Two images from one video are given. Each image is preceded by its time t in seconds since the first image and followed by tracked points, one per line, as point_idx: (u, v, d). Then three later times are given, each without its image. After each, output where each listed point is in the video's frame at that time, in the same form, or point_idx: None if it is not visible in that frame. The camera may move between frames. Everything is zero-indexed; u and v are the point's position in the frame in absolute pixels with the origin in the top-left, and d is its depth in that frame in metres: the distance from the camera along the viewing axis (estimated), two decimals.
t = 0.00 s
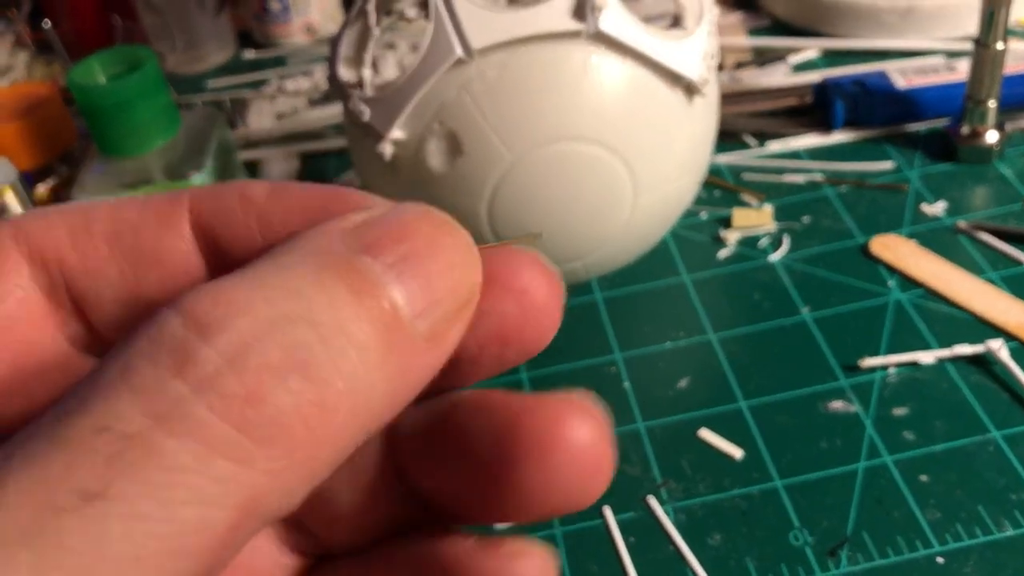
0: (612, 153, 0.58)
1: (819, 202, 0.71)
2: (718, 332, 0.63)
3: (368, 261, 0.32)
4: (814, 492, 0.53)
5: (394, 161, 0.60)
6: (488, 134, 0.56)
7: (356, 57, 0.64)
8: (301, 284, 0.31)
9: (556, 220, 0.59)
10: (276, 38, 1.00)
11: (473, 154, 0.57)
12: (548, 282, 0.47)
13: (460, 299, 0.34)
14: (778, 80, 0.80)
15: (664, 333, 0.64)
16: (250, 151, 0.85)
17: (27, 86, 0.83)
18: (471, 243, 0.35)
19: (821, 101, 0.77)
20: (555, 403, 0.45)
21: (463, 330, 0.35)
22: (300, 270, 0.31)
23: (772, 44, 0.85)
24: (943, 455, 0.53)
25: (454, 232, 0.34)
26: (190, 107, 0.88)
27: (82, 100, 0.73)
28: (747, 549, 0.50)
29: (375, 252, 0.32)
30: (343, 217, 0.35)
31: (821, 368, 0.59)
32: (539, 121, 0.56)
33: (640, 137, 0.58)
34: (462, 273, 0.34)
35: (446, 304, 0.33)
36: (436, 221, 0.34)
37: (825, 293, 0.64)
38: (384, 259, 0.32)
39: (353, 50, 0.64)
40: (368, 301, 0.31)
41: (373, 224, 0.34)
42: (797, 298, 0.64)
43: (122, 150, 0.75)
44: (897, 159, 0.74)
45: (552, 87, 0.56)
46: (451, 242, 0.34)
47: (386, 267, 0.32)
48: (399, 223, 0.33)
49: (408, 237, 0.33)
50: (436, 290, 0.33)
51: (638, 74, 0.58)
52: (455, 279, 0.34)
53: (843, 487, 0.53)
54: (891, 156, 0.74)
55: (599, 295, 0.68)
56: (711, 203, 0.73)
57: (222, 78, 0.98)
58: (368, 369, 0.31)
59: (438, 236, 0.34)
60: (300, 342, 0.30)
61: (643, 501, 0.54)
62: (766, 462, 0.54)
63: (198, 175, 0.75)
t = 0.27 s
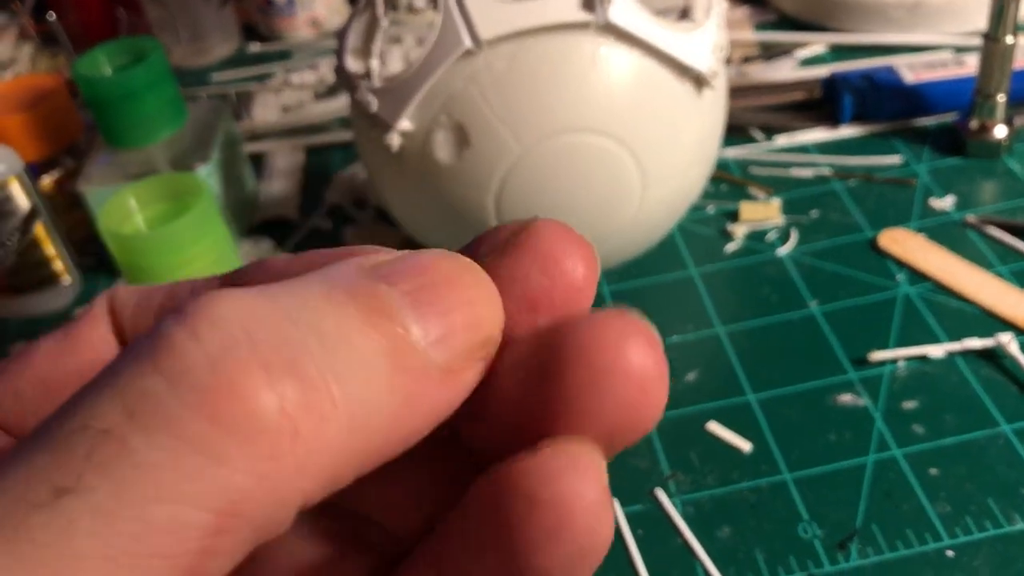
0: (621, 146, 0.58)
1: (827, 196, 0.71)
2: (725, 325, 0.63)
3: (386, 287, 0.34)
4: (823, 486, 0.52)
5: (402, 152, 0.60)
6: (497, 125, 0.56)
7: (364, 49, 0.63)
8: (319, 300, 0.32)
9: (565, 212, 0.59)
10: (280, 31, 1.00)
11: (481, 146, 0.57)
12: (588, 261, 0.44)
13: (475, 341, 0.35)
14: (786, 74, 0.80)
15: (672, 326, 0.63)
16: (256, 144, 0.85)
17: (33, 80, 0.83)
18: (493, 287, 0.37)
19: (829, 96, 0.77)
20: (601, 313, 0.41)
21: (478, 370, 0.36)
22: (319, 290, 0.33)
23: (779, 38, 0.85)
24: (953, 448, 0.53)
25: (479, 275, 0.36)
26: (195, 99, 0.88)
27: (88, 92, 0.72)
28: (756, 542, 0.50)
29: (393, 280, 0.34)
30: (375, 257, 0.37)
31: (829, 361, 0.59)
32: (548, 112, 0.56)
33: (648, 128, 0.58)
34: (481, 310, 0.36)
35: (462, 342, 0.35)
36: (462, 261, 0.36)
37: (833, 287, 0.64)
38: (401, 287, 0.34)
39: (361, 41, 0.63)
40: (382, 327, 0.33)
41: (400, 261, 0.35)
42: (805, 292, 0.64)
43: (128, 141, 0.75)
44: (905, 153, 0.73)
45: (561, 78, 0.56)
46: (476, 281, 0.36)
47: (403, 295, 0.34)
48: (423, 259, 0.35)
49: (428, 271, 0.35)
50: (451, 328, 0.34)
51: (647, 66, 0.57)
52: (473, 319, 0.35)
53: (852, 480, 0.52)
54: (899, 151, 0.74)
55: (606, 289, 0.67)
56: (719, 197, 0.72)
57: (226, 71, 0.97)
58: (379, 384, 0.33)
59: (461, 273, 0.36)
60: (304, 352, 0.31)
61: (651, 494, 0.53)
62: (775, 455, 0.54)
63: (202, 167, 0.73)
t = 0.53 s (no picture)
0: (633, 140, 0.58)
1: (837, 193, 0.71)
2: (736, 321, 0.63)
3: (405, 299, 0.33)
4: (835, 481, 0.52)
5: (413, 146, 0.60)
6: (508, 119, 0.56)
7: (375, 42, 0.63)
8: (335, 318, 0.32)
9: (575, 206, 0.59)
10: (288, 25, 1.00)
11: (493, 140, 0.57)
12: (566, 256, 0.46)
13: (503, 350, 0.35)
14: (796, 70, 0.80)
15: (682, 322, 0.63)
16: (264, 139, 0.85)
17: (39, 74, 0.82)
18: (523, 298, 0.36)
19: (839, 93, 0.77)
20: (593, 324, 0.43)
21: (506, 383, 0.36)
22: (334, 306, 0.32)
23: (789, 35, 0.85)
24: (965, 445, 0.53)
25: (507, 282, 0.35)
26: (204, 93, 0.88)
27: (99, 85, 0.73)
28: (768, 537, 0.50)
29: (414, 293, 0.33)
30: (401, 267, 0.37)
31: (840, 357, 0.59)
32: (560, 106, 0.56)
33: (660, 123, 0.58)
34: (507, 317, 0.35)
35: (487, 354, 0.34)
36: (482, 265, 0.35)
37: (844, 283, 0.64)
38: (425, 298, 0.33)
39: (372, 34, 0.63)
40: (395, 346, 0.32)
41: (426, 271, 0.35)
42: (816, 288, 0.64)
43: (137, 134, 0.75)
44: (915, 150, 0.73)
45: (573, 72, 0.56)
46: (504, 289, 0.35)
47: (423, 307, 0.33)
48: (446, 267, 0.35)
49: (450, 282, 0.34)
50: (473, 341, 0.34)
51: (660, 60, 0.57)
52: (498, 330, 0.34)
53: (864, 476, 0.52)
54: (909, 148, 0.74)
55: (617, 284, 0.67)
56: (729, 193, 0.72)
57: (234, 65, 0.97)
58: (392, 395, 0.32)
59: (485, 279, 0.35)
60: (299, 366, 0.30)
61: (662, 489, 0.53)
62: (786, 450, 0.54)
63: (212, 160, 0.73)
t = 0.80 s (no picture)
0: (640, 135, 0.58)
1: (842, 189, 0.71)
2: (741, 316, 0.63)
3: (451, 309, 0.32)
4: (840, 476, 0.52)
5: (419, 139, 0.60)
6: (515, 113, 0.56)
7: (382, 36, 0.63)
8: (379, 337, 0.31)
9: (582, 201, 0.59)
10: (293, 19, 1.00)
11: (500, 134, 0.57)
12: (577, 252, 0.46)
13: (550, 357, 0.33)
14: (802, 67, 0.80)
15: (687, 317, 0.64)
16: (269, 133, 0.85)
17: (45, 66, 0.82)
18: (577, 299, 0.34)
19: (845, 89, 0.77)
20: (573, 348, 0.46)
21: (552, 389, 0.35)
22: (383, 322, 0.32)
23: (795, 32, 0.85)
24: (970, 441, 0.53)
25: (561, 283, 0.34)
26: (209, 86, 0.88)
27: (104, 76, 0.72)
28: (773, 531, 0.50)
29: (461, 300, 0.32)
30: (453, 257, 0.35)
31: (845, 353, 0.59)
32: (567, 100, 0.56)
33: (667, 117, 0.58)
34: (555, 322, 0.33)
35: (531, 363, 0.33)
36: (534, 262, 0.34)
37: (849, 279, 0.64)
38: (473, 307, 0.32)
39: (379, 28, 0.63)
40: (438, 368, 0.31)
41: (478, 269, 0.34)
42: (822, 284, 0.64)
43: (144, 126, 0.75)
44: (921, 147, 0.73)
45: (580, 66, 0.56)
46: (555, 290, 0.33)
47: (468, 317, 0.32)
48: (497, 267, 0.33)
49: (498, 287, 0.33)
50: (521, 351, 0.33)
51: (667, 54, 0.57)
52: (546, 337, 0.33)
53: (870, 471, 0.52)
54: (915, 144, 0.74)
55: (622, 278, 0.67)
56: (734, 188, 0.72)
57: (239, 59, 0.97)
58: (434, 414, 0.31)
59: (537, 281, 0.33)
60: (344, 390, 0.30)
61: (667, 483, 0.53)
62: (791, 445, 0.54)
63: (218, 151, 0.74)
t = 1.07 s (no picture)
0: (649, 136, 0.58)
1: (849, 191, 0.71)
2: (749, 317, 0.63)
3: (446, 330, 0.33)
4: (847, 477, 0.53)
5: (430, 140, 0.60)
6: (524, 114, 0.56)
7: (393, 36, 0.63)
8: (385, 368, 0.33)
9: (589, 201, 0.59)
10: (300, 19, 1.00)
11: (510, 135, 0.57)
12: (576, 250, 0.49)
13: (553, 353, 0.35)
14: (808, 67, 0.80)
15: (695, 318, 0.64)
16: (277, 132, 0.85)
17: (54, 63, 0.83)
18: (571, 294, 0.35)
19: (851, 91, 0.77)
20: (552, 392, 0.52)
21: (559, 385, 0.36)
22: (383, 355, 0.33)
23: (801, 34, 0.85)
24: (978, 442, 0.54)
25: (554, 285, 0.35)
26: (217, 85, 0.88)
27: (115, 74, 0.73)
28: (781, 531, 0.51)
29: (457, 321, 0.34)
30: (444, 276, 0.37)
31: (853, 354, 0.59)
32: (577, 102, 0.56)
33: (676, 119, 0.58)
34: (553, 320, 0.34)
35: (535, 362, 0.34)
36: (525, 265, 0.35)
37: (856, 281, 0.64)
38: (469, 323, 0.34)
39: (390, 28, 0.63)
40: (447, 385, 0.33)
41: (474, 278, 0.35)
42: (829, 285, 0.64)
43: (153, 124, 0.76)
44: (927, 149, 0.74)
45: (590, 68, 0.56)
46: (548, 290, 0.35)
47: (465, 335, 0.33)
48: (488, 277, 0.35)
49: (491, 298, 0.34)
50: (525, 355, 0.34)
51: (676, 56, 0.57)
52: (544, 337, 0.34)
53: (878, 472, 0.53)
54: (921, 147, 0.74)
55: (630, 279, 0.68)
56: (742, 189, 0.73)
57: (247, 58, 0.97)
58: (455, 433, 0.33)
59: (529, 286, 0.34)
60: (357, 413, 0.33)
61: (676, 483, 0.54)
62: (799, 446, 0.55)
63: (230, 151, 0.75)
